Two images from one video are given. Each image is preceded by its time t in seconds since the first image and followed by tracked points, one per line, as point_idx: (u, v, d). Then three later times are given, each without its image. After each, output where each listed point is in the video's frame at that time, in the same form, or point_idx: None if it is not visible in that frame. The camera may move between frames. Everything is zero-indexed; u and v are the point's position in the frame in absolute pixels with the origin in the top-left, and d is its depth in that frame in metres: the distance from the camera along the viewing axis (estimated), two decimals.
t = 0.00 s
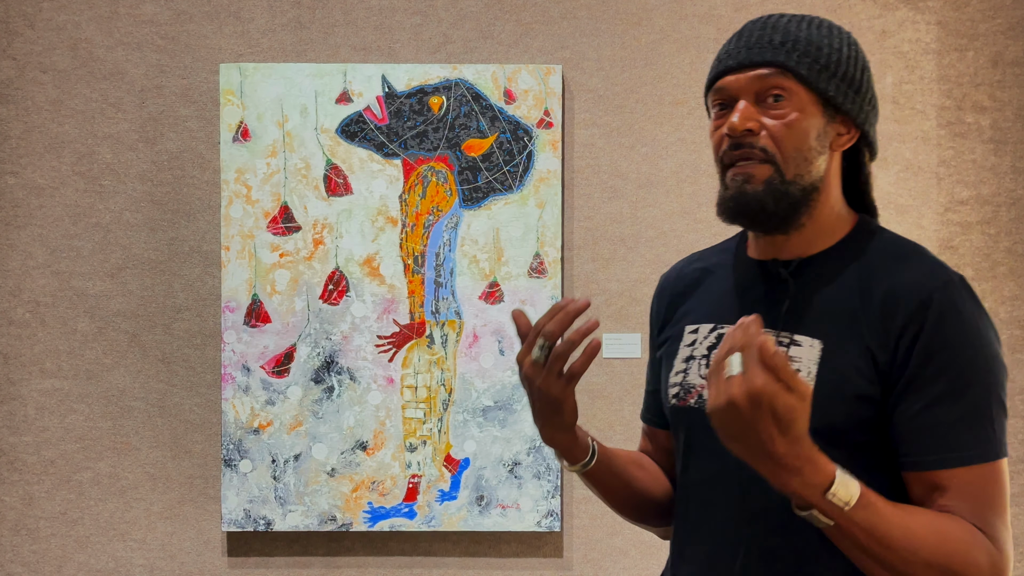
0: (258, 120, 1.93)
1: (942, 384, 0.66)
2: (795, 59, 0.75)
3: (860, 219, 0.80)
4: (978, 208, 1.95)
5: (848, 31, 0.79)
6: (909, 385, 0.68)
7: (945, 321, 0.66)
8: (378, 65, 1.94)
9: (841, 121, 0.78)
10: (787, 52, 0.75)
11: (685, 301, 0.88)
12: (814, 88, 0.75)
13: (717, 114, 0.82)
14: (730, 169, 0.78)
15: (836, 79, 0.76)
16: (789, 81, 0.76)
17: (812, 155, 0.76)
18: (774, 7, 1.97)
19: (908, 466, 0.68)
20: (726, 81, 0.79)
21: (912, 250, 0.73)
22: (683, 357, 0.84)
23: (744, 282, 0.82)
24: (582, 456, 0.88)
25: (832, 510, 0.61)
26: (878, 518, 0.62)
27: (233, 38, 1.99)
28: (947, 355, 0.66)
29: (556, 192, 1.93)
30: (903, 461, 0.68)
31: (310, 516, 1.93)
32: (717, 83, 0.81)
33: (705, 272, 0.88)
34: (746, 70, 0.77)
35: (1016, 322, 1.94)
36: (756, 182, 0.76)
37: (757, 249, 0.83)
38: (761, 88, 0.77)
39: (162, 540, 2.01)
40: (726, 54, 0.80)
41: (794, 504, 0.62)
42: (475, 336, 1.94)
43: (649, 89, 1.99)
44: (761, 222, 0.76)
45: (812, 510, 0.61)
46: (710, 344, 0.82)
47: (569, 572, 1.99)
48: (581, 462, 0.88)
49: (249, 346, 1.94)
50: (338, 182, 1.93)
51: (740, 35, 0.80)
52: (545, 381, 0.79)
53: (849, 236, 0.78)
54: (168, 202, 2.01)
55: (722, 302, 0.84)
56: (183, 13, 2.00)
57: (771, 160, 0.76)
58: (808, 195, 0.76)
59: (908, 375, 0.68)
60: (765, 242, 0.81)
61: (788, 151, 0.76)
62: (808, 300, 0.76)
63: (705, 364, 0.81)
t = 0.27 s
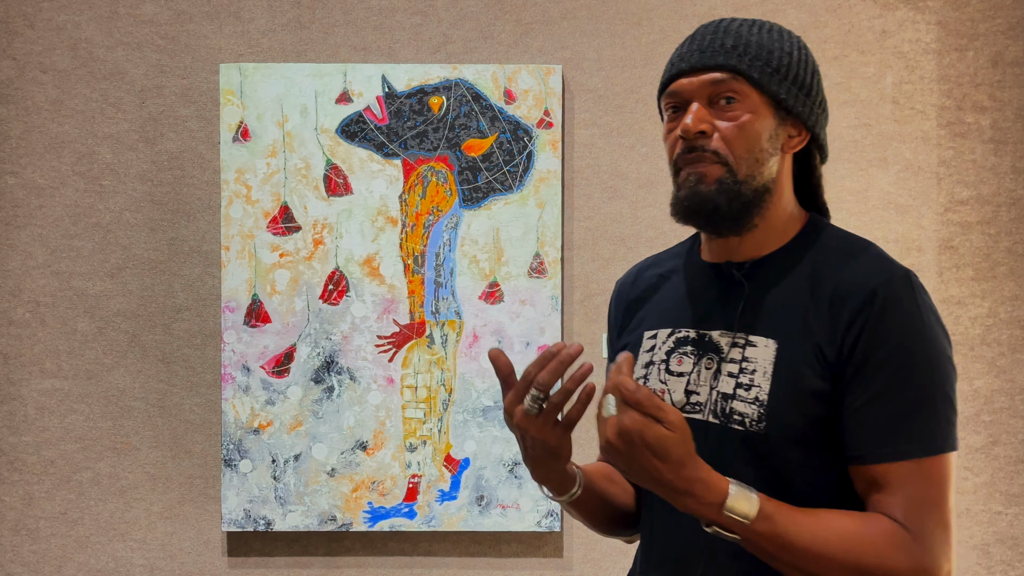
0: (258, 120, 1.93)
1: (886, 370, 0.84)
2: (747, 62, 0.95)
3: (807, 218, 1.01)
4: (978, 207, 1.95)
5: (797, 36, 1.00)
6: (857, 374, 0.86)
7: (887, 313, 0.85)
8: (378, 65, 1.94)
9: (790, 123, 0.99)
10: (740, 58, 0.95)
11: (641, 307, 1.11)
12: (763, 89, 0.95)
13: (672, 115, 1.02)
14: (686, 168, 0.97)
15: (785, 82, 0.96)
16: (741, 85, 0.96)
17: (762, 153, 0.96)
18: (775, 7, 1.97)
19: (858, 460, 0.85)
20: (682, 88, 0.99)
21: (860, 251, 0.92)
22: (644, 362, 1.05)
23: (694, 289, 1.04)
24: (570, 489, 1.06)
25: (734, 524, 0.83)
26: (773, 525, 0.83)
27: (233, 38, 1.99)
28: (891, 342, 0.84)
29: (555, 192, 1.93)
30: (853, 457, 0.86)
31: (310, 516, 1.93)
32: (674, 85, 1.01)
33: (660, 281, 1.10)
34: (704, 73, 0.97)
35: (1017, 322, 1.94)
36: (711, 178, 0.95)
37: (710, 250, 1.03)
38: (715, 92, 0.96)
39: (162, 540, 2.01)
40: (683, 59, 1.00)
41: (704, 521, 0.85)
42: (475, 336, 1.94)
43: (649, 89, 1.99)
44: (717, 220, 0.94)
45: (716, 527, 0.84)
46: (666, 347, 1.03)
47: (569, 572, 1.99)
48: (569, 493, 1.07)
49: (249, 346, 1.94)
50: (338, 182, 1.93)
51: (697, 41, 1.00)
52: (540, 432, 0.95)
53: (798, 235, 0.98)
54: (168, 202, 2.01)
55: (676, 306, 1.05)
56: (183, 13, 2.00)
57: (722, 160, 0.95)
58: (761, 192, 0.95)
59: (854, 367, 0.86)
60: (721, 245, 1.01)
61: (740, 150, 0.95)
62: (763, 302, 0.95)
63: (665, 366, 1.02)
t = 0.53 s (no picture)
0: (258, 120, 1.93)
1: (854, 347, 0.90)
2: (715, 52, 1.02)
3: (777, 205, 1.07)
4: (978, 207, 1.95)
5: (763, 25, 1.07)
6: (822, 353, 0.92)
7: (854, 293, 0.92)
8: (378, 65, 1.94)
9: (757, 112, 1.05)
10: (708, 47, 1.02)
11: (613, 296, 1.16)
12: (732, 78, 1.02)
13: (641, 103, 1.07)
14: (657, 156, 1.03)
15: (752, 71, 1.03)
16: (709, 74, 1.02)
17: (731, 141, 1.02)
18: (775, 7, 1.97)
19: (822, 437, 0.91)
20: (650, 77, 1.04)
21: (825, 235, 0.99)
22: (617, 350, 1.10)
23: (664, 279, 1.09)
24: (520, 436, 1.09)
25: (722, 461, 0.85)
26: (764, 471, 0.85)
27: (233, 38, 1.99)
28: (858, 320, 0.91)
29: (555, 192, 1.93)
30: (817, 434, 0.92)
31: (310, 516, 1.93)
32: (642, 76, 1.06)
33: (632, 272, 1.15)
34: (671, 63, 1.03)
35: (1017, 322, 1.94)
36: (684, 171, 1.02)
37: (681, 238, 1.10)
38: (682, 82, 1.03)
39: (162, 540, 2.01)
40: (651, 48, 1.06)
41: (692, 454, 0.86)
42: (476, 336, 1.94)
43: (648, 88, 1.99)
44: (689, 207, 1.00)
45: (705, 462, 0.85)
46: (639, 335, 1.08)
47: (569, 572, 1.99)
48: (518, 442, 1.10)
49: (249, 346, 1.94)
50: (338, 182, 1.93)
51: (664, 31, 1.06)
52: (496, 345, 0.99)
53: (767, 222, 1.04)
54: (168, 202, 2.01)
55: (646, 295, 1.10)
56: (183, 13, 2.00)
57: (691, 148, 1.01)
58: (731, 181, 1.02)
59: (820, 346, 0.93)
60: (692, 234, 1.07)
61: (710, 140, 1.01)
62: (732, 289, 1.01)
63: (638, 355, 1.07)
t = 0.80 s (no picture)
0: (258, 120, 1.93)
1: (844, 352, 0.91)
2: (687, 55, 1.03)
3: (747, 205, 1.09)
4: (978, 207, 1.95)
5: (732, 27, 1.09)
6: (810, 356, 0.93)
7: (842, 294, 0.92)
8: (378, 65, 1.94)
9: (727, 115, 1.07)
10: (680, 51, 1.03)
11: (586, 296, 1.16)
12: (703, 81, 1.04)
13: (613, 106, 1.09)
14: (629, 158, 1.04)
15: (722, 74, 1.05)
16: (681, 77, 1.03)
17: (703, 143, 1.04)
18: (775, 7, 1.97)
19: (831, 441, 0.92)
20: (623, 78, 1.06)
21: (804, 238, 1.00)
22: (592, 351, 1.10)
23: (637, 280, 1.10)
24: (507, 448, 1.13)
25: (744, 499, 0.86)
26: (784, 501, 0.87)
27: (233, 38, 1.99)
28: (845, 324, 0.91)
29: (555, 192, 1.93)
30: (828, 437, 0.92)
31: (310, 516, 1.93)
32: (615, 77, 1.07)
33: (603, 272, 1.15)
34: (643, 66, 1.05)
35: (1016, 322, 1.94)
36: (655, 172, 1.03)
37: (652, 239, 1.11)
38: (655, 84, 1.04)
39: (162, 540, 2.01)
40: (623, 51, 1.07)
41: (716, 502, 0.87)
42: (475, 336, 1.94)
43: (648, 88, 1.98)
44: (662, 209, 1.02)
45: (729, 505, 0.87)
46: (613, 336, 1.08)
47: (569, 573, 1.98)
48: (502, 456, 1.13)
49: (249, 346, 1.94)
50: (338, 182, 1.93)
51: (637, 34, 1.07)
52: (484, 404, 1.02)
53: (739, 223, 1.06)
54: (168, 202, 2.01)
55: (621, 295, 1.10)
56: (183, 13, 2.00)
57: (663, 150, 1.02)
58: (702, 182, 1.03)
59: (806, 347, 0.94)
60: (665, 235, 1.09)
61: (682, 141, 1.03)
62: (708, 292, 1.02)
63: (615, 355, 1.07)
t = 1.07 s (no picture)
0: (258, 120, 1.93)
1: (811, 344, 0.93)
2: (675, 59, 1.03)
3: (731, 207, 1.10)
4: (978, 207, 1.95)
5: (719, 31, 1.09)
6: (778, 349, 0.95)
7: (810, 289, 0.95)
8: (378, 65, 1.94)
9: (713, 118, 1.08)
10: (668, 55, 1.03)
11: (570, 294, 1.15)
12: (691, 85, 1.04)
13: (601, 108, 1.08)
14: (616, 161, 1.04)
15: (709, 78, 1.05)
16: (669, 80, 1.03)
17: (688, 145, 1.04)
18: (775, 7, 1.97)
19: (781, 431, 0.94)
20: (611, 81, 1.06)
21: (782, 236, 1.02)
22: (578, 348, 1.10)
23: (624, 278, 1.09)
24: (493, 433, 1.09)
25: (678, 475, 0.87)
26: (718, 482, 0.88)
27: (233, 38, 1.99)
28: (814, 317, 0.93)
29: (556, 192, 1.93)
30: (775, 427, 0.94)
31: (310, 516, 1.93)
32: (603, 80, 1.07)
33: (589, 271, 1.15)
34: (631, 70, 1.05)
35: (1016, 322, 1.94)
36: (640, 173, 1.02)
37: (637, 238, 1.11)
38: (642, 88, 1.04)
39: (162, 540, 2.01)
40: (611, 53, 1.07)
41: (650, 474, 0.88)
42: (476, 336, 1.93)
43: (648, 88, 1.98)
44: (648, 211, 1.02)
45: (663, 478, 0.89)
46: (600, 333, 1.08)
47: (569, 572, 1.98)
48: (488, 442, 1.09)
49: (249, 346, 1.94)
50: (338, 182, 1.93)
51: (624, 37, 1.07)
52: (477, 378, 1.01)
53: (722, 223, 1.07)
54: (168, 201, 2.01)
55: (606, 293, 1.10)
56: (183, 13, 2.00)
57: (650, 153, 1.02)
58: (688, 184, 1.04)
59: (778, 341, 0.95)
60: (650, 235, 1.09)
61: (668, 144, 1.03)
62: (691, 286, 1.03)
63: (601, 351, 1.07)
